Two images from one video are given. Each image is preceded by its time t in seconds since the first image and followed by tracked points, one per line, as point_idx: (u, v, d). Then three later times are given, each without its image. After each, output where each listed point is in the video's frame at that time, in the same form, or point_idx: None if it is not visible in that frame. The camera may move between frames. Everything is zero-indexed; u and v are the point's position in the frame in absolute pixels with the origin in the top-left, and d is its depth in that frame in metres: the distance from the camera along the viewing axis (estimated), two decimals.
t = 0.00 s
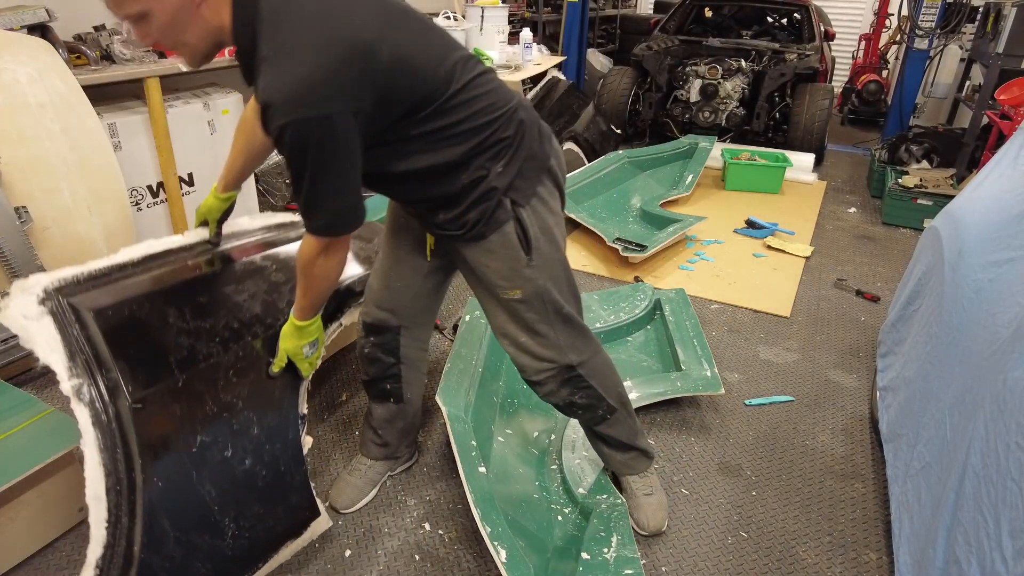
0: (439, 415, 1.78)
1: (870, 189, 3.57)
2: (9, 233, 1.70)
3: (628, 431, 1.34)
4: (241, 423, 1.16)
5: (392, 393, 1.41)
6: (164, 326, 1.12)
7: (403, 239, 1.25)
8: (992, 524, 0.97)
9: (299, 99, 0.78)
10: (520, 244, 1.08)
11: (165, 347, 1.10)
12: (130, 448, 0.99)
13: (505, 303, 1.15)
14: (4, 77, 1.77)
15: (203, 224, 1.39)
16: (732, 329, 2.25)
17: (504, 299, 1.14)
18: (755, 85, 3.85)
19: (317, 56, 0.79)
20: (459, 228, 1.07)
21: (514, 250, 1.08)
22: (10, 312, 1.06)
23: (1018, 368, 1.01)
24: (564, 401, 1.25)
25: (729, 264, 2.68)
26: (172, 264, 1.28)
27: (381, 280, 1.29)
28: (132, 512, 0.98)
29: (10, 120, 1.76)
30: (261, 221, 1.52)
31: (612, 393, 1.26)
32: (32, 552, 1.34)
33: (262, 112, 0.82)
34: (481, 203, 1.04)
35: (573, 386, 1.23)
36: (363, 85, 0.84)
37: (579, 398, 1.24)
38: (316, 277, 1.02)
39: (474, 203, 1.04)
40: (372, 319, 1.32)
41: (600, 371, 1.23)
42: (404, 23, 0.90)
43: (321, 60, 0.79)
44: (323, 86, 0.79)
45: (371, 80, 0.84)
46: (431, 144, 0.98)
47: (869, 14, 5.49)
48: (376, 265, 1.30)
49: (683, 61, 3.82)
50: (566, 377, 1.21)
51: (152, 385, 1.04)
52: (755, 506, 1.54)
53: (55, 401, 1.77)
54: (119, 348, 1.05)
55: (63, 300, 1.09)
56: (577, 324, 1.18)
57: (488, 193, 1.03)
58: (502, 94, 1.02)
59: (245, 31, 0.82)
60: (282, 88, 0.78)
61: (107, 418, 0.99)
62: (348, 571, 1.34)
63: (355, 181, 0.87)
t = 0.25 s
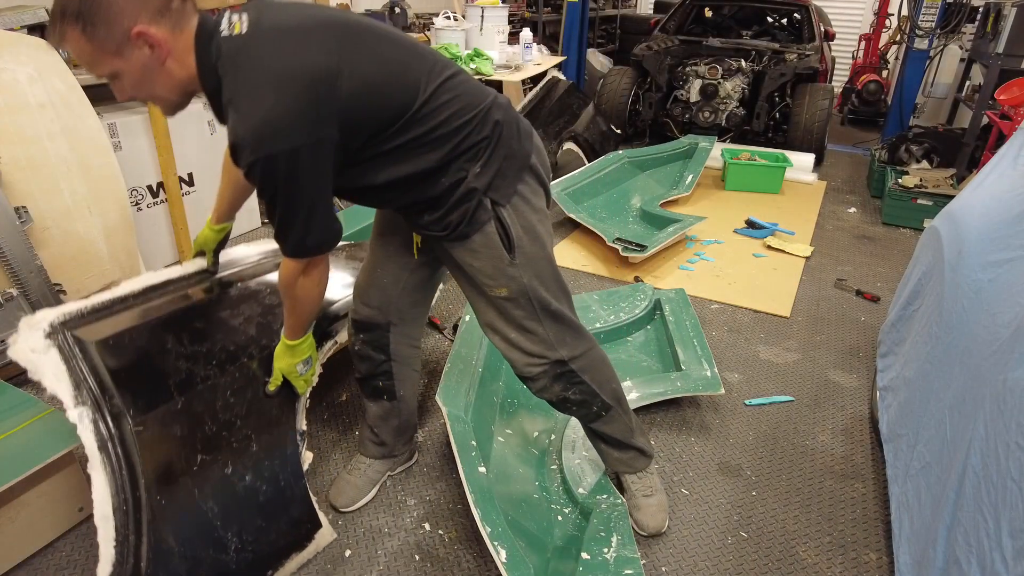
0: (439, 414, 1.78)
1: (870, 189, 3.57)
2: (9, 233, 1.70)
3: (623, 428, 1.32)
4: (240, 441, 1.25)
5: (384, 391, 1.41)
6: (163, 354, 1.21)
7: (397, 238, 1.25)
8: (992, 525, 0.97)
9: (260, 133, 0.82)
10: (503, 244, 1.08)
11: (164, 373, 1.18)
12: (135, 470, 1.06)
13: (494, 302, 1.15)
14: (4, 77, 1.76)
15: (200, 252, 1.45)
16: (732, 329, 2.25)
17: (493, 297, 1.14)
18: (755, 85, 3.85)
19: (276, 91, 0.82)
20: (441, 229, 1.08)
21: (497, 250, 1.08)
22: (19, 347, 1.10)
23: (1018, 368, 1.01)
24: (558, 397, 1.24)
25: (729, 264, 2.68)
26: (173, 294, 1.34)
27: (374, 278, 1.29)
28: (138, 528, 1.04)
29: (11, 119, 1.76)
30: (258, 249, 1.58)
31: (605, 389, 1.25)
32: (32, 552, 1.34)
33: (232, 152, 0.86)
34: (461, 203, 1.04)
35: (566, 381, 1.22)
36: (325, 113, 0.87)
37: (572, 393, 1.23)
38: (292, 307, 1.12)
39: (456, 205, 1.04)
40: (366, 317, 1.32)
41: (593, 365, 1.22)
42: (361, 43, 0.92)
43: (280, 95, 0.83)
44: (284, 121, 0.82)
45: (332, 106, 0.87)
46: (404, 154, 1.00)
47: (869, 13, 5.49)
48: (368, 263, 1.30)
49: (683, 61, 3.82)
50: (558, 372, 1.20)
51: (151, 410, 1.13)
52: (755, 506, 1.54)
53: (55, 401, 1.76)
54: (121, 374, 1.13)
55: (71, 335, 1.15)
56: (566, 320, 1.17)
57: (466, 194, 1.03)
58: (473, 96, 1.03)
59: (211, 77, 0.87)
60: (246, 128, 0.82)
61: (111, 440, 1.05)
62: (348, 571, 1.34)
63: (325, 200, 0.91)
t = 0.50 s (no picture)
0: (439, 414, 1.78)
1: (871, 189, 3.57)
2: (10, 233, 1.70)
3: (622, 426, 1.32)
4: (236, 444, 1.32)
5: (381, 389, 1.41)
6: (157, 365, 1.36)
7: (393, 237, 1.25)
8: (993, 525, 0.97)
9: (247, 154, 0.86)
10: (495, 242, 1.08)
11: (156, 384, 1.32)
12: (131, 475, 1.16)
13: (489, 300, 1.15)
14: (4, 77, 1.77)
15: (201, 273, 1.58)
16: (732, 329, 2.25)
17: (487, 295, 1.14)
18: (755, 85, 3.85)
19: (259, 111, 0.86)
20: (433, 230, 1.08)
21: (489, 248, 1.08)
22: (23, 366, 1.24)
23: (1018, 368, 1.01)
24: (555, 394, 1.24)
25: (729, 264, 2.68)
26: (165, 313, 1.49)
27: (371, 277, 1.29)
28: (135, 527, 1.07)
29: (11, 119, 1.76)
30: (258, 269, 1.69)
31: (604, 388, 1.25)
32: (32, 552, 1.34)
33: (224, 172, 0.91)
34: (453, 204, 1.04)
35: (564, 378, 1.21)
36: (309, 127, 0.89)
37: (570, 390, 1.23)
38: (294, 305, 1.14)
39: (448, 204, 1.04)
40: (363, 316, 1.32)
41: (590, 362, 1.22)
42: (341, 56, 0.94)
43: (264, 115, 0.86)
44: (269, 139, 0.86)
45: (316, 120, 0.90)
46: (393, 158, 1.01)
47: (869, 14, 5.49)
48: (364, 261, 1.30)
49: (683, 61, 3.82)
50: (555, 369, 1.20)
51: (143, 418, 1.26)
52: (755, 506, 1.54)
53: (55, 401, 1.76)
54: (118, 386, 1.28)
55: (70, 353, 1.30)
56: (562, 316, 1.17)
57: (458, 195, 1.04)
58: (458, 96, 1.03)
59: (199, 105, 0.91)
60: (233, 149, 0.86)
61: (109, 448, 1.17)
62: (348, 571, 1.34)
63: (315, 210, 0.94)
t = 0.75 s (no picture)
0: (438, 414, 1.78)
1: (871, 189, 3.57)
2: (10, 233, 1.70)
3: (621, 424, 1.31)
4: (231, 444, 1.33)
5: (379, 389, 1.41)
6: (151, 369, 1.33)
7: (391, 236, 1.25)
8: (993, 525, 0.97)
9: (238, 166, 0.86)
10: (491, 241, 1.08)
11: (151, 387, 1.31)
12: (128, 480, 1.17)
13: (486, 298, 1.15)
14: (4, 77, 1.77)
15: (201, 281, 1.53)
16: (732, 329, 2.25)
17: (483, 293, 1.14)
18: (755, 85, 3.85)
19: (250, 125, 0.87)
20: (429, 230, 1.09)
21: (486, 247, 1.08)
22: (23, 379, 1.22)
23: (1019, 368, 1.01)
24: (553, 392, 1.24)
25: (729, 264, 2.68)
26: (167, 322, 1.44)
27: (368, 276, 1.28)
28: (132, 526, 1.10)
29: (11, 119, 1.76)
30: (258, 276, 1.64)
31: (604, 387, 1.24)
32: (32, 552, 1.35)
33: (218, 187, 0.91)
34: (448, 203, 1.04)
35: (561, 376, 1.21)
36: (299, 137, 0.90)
37: (569, 389, 1.23)
38: (297, 310, 1.15)
39: (442, 204, 1.04)
40: (361, 316, 1.32)
41: (589, 361, 1.22)
42: (328, 64, 0.94)
43: (254, 129, 0.87)
44: (260, 152, 0.87)
45: (306, 130, 0.91)
46: (387, 162, 1.01)
47: (869, 14, 5.49)
48: (361, 260, 1.30)
49: (683, 61, 3.82)
50: (553, 367, 1.20)
51: (138, 422, 1.25)
52: (755, 506, 1.54)
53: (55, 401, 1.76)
54: (114, 393, 1.26)
55: (71, 367, 1.27)
56: (559, 314, 1.17)
57: (452, 195, 1.03)
58: (448, 95, 1.02)
59: (192, 123, 0.91)
60: (226, 163, 0.87)
61: (105, 452, 1.18)
62: (348, 571, 1.34)
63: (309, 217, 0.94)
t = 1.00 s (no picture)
0: (438, 414, 1.78)
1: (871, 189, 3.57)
2: (9, 233, 1.70)
3: (621, 425, 1.31)
4: (232, 447, 1.33)
5: (378, 389, 1.41)
6: (154, 374, 1.33)
7: (389, 237, 1.25)
8: (993, 525, 0.97)
9: (234, 170, 0.87)
10: (489, 242, 1.08)
11: (153, 391, 1.31)
12: (131, 482, 1.18)
13: (484, 298, 1.15)
14: (4, 77, 1.77)
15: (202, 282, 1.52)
16: (732, 329, 2.24)
17: (481, 293, 1.14)
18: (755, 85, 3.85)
19: (245, 129, 0.87)
20: (425, 231, 1.08)
21: (486, 247, 1.08)
22: (28, 381, 1.21)
23: (1018, 368, 1.01)
24: (552, 392, 1.24)
25: (729, 264, 2.68)
26: (171, 326, 1.44)
27: (367, 276, 1.28)
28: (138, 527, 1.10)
29: (11, 119, 1.76)
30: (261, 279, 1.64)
31: (603, 387, 1.24)
32: (32, 552, 1.35)
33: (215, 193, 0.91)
34: (445, 202, 1.04)
35: (560, 377, 1.21)
36: (295, 140, 0.90)
37: (568, 389, 1.23)
38: (296, 317, 1.16)
39: (439, 204, 1.04)
40: (360, 316, 1.32)
41: (588, 362, 1.22)
42: (322, 67, 0.94)
43: (250, 134, 0.87)
44: (256, 156, 0.87)
45: (302, 134, 0.91)
46: (384, 163, 1.01)
47: (869, 14, 5.49)
48: (359, 261, 1.29)
49: (683, 61, 3.81)
50: (551, 367, 1.20)
51: (139, 425, 1.25)
52: (755, 506, 1.54)
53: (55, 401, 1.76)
54: (115, 395, 1.26)
55: (75, 368, 1.26)
56: (557, 314, 1.17)
57: (448, 194, 1.03)
58: (444, 95, 1.02)
59: (188, 129, 0.90)
60: (222, 167, 0.87)
61: (109, 454, 1.18)
62: (348, 571, 1.34)
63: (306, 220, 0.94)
